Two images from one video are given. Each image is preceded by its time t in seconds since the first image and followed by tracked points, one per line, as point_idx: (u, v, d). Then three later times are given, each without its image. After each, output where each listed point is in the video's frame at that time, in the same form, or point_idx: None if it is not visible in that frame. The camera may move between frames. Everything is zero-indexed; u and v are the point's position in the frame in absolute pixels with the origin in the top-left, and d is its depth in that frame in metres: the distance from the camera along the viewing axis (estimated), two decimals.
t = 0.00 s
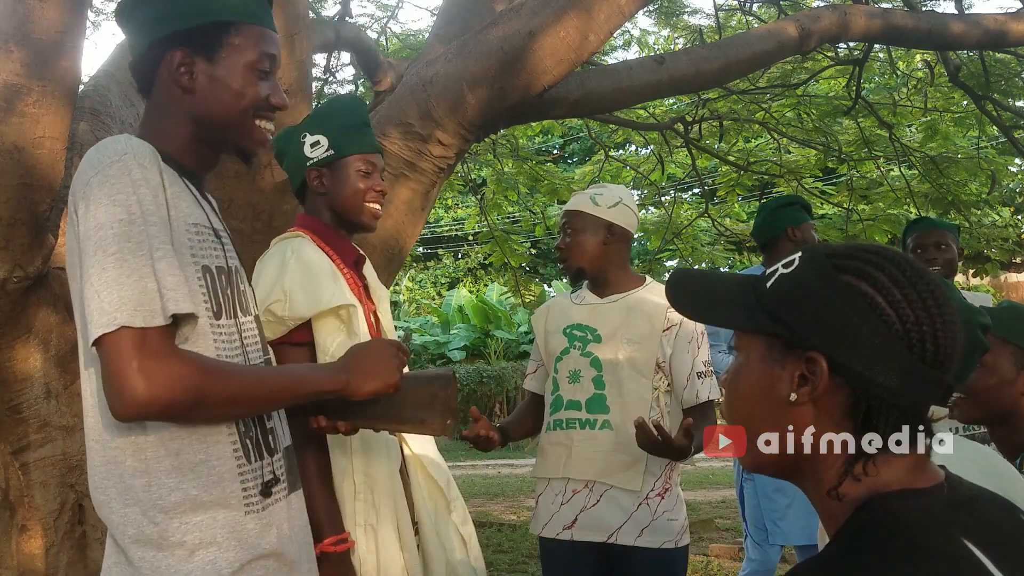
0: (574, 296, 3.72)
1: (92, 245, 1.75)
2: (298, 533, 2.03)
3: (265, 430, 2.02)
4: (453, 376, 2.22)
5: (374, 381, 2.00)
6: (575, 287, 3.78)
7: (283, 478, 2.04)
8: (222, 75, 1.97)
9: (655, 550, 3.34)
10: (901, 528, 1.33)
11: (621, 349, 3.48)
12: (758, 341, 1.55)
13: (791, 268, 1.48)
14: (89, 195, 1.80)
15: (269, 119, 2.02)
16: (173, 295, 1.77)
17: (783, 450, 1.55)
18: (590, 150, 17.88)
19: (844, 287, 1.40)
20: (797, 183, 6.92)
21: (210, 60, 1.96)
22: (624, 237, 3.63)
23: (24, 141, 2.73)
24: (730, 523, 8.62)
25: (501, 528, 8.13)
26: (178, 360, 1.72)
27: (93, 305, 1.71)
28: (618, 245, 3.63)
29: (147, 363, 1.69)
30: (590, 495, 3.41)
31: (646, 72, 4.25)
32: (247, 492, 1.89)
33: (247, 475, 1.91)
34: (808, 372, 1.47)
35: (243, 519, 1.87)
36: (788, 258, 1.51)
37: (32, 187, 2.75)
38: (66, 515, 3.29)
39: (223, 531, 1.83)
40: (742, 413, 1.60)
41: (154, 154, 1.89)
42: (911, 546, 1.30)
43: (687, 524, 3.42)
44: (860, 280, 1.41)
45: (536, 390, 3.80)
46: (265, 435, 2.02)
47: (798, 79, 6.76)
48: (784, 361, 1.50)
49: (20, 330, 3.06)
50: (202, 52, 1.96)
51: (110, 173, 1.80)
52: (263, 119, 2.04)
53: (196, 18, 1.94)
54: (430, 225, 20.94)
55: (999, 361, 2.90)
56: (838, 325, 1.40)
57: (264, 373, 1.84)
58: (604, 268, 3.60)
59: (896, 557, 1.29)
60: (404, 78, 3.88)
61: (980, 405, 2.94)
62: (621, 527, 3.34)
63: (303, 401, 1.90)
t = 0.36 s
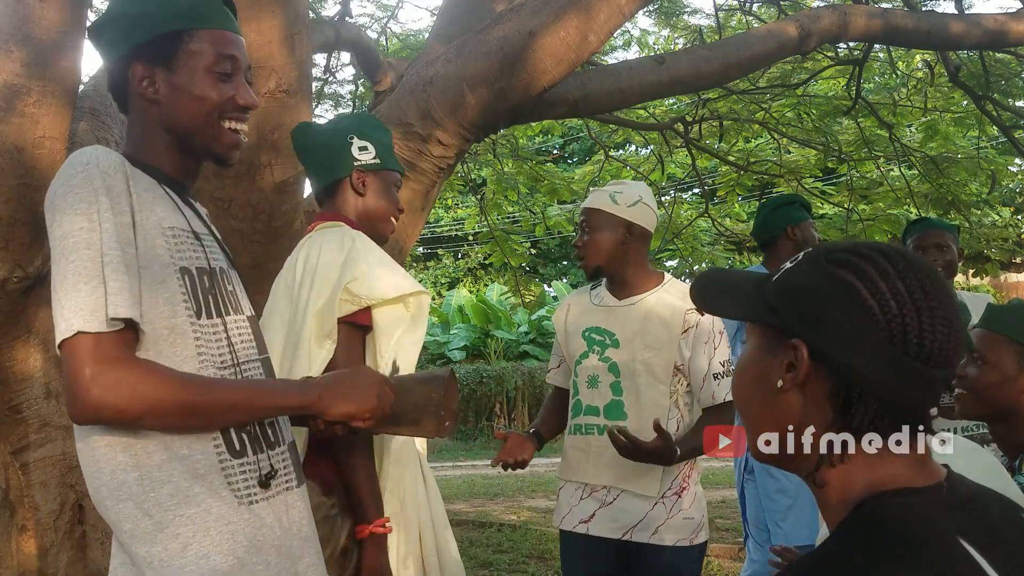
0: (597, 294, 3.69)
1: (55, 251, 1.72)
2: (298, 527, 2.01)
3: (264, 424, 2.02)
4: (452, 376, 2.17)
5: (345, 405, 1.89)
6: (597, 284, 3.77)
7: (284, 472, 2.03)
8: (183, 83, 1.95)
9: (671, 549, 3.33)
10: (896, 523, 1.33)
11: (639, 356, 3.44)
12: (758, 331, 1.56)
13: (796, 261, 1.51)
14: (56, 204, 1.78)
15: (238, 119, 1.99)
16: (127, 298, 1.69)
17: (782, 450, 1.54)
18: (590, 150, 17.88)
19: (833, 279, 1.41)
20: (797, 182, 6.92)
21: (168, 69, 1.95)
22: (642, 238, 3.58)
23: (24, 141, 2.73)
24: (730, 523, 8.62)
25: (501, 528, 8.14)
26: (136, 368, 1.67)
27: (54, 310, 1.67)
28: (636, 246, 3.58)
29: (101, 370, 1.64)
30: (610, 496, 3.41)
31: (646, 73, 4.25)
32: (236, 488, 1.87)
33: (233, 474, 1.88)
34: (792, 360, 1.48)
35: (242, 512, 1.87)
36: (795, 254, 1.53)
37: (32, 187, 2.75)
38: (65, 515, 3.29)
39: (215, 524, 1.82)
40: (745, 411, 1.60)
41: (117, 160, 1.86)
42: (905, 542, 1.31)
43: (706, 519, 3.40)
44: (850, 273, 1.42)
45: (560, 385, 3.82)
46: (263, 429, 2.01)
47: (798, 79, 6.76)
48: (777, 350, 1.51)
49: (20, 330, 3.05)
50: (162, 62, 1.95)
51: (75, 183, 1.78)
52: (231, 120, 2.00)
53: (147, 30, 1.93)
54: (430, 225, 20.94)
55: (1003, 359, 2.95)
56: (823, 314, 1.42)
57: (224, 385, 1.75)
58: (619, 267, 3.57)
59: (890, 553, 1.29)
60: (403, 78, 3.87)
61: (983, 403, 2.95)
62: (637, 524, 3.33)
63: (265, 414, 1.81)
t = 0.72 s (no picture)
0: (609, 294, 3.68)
1: (71, 247, 1.75)
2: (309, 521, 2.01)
3: (270, 421, 2.01)
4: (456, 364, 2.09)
5: (357, 367, 1.85)
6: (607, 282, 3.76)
7: (290, 466, 2.02)
8: (186, 92, 2.00)
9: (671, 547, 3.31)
10: (890, 523, 1.33)
11: (643, 356, 3.43)
12: (748, 335, 1.58)
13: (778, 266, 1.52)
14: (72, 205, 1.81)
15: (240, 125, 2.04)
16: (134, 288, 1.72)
17: (784, 451, 1.53)
18: (590, 150, 17.88)
19: (810, 279, 1.43)
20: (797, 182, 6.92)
21: (173, 78, 2.01)
22: (649, 237, 3.57)
23: (24, 141, 2.73)
24: (730, 522, 8.62)
25: (501, 528, 8.14)
26: (148, 352, 1.69)
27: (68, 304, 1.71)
28: (643, 245, 3.57)
29: (116, 356, 1.67)
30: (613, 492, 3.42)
31: (646, 72, 4.25)
32: (240, 482, 1.87)
33: (240, 467, 1.88)
34: (773, 357, 1.49)
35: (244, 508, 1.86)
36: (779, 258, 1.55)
37: (32, 187, 2.75)
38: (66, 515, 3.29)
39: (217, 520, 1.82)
40: (745, 412, 1.59)
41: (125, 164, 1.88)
42: (900, 538, 1.31)
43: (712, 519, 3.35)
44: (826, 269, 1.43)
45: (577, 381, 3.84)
46: (270, 425, 2.00)
47: (798, 79, 6.76)
48: (763, 349, 1.53)
49: (20, 330, 3.05)
50: (168, 73, 2.01)
51: (83, 186, 1.80)
52: (236, 127, 2.05)
53: (153, 43, 1.99)
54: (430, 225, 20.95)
55: (997, 360, 2.94)
56: (799, 310, 1.43)
57: (230, 358, 1.75)
58: (626, 267, 3.56)
59: (886, 549, 1.30)
60: (404, 78, 3.87)
61: (980, 404, 2.96)
62: (639, 522, 3.33)
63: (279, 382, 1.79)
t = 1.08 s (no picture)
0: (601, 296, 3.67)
1: (107, 239, 1.78)
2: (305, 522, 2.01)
3: (280, 420, 2.01)
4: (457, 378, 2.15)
5: (350, 415, 1.93)
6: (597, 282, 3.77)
7: (294, 467, 2.02)
8: (222, 97, 2.03)
9: (629, 551, 3.26)
10: (887, 522, 1.33)
11: (611, 355, 3.46)
12: (744, 338, 1.58)
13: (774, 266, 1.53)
14: (107, 199, 1.84)
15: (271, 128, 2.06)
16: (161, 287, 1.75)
17: (783, 450, 1.53)
18: (590, 150, 17.88)
19: (805, 278, 1.43)
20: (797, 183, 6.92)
21: (209, 82, 2.03)
22: (640, 239, 3.56)
23: (24, 141, 2.73)
24: (730, 523, 8.62)
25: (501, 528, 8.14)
26: (167, 355, 1.72)
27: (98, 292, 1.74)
28: (634, 247, 3.56)
29: (135, 352, 1.69)
30: (582, 489, 3.45)
31: (646, 73, 4.25)
32: (250, 476, 1.87)
33: (253, 461, 1.88)
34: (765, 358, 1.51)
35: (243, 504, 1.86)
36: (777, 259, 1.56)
37: (32, 187, 2.75)
38: (65, 515, 3.29)
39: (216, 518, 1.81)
40: (744, 413, 1.60)
41: (172, 167, 1.92)
42: (897, 535, 1.31)
43: (675, 526, 3.23)
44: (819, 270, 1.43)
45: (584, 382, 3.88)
46: (279, 424, 2.01)
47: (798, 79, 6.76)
48: (756, 350, 1.54)
49: (20, 330, 3.05)
50: (202, 77, 2.03)
51: (129, 181, 1.84)
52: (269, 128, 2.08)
53: (187, 49, 2.02)
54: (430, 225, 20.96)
55: (986, 363, 2.94)
56: (791, 312, 1.44)
57: (246, 379, 1.80)
58: (617, 270, 3.55)
59: (886, 546, 1.30)
60: (403, 78, 3.87)
61: (971, 407, 2.97)
62: (601, 523, 3.34)
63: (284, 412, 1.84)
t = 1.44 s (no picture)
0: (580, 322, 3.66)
1: (127, 237, 1.80)
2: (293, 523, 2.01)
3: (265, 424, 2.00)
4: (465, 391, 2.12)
5: (361, 420, 1.88)
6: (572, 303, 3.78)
7: (279, 475, 2.01)
8: (260, 102, 2.10)
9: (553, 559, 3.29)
10: (887, 519, 1.33)
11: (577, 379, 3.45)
12: (745, 343, 1.57)
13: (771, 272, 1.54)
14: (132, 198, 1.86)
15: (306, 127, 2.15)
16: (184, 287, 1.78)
17: (785, 451, 1.53)
18: (590, 150, 17.87)
19: (806, 280, 1.43)
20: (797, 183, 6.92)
21: (245, 88, 2.09)
22: (612, 264, 3.57)
23: (24, 141, 2.72)
24: (730, 522, 8.63)
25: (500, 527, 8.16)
26: (180, 353, 1.72)
27: (117, 289, 1.76)
28: (607, 272, 3.56)
29: (148, 348, 1.71)
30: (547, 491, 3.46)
31: (646, 73, 4.25)
32: (229, 477, 1.87)
33: (234, 464, 1.88)
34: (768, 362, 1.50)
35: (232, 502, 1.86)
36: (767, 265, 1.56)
37: (32, 187, 2.75)
38: (65, 515, 3.29)
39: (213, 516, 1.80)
40: (746, 413, 1.59)
41: (196, 172, 1.94)
42: (897, 533, 1.31)
43: (603, 546, 3.18)
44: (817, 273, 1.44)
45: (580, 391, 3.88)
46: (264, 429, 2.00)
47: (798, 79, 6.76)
48: (755, 354, 1.54)
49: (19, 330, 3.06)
50: (236, 83, 2.09)
51: (156, 183, 1.85)
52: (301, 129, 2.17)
53: (218, 56, 2.08)
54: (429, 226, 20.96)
55: (1000, 364, 2.95)
56: (794, 313, 1.44)
57: (255, 380, 1.79)
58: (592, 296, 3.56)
59: (878, 545, 1.30)
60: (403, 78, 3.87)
61: (985, 408, 2.96)
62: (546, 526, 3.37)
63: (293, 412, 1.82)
